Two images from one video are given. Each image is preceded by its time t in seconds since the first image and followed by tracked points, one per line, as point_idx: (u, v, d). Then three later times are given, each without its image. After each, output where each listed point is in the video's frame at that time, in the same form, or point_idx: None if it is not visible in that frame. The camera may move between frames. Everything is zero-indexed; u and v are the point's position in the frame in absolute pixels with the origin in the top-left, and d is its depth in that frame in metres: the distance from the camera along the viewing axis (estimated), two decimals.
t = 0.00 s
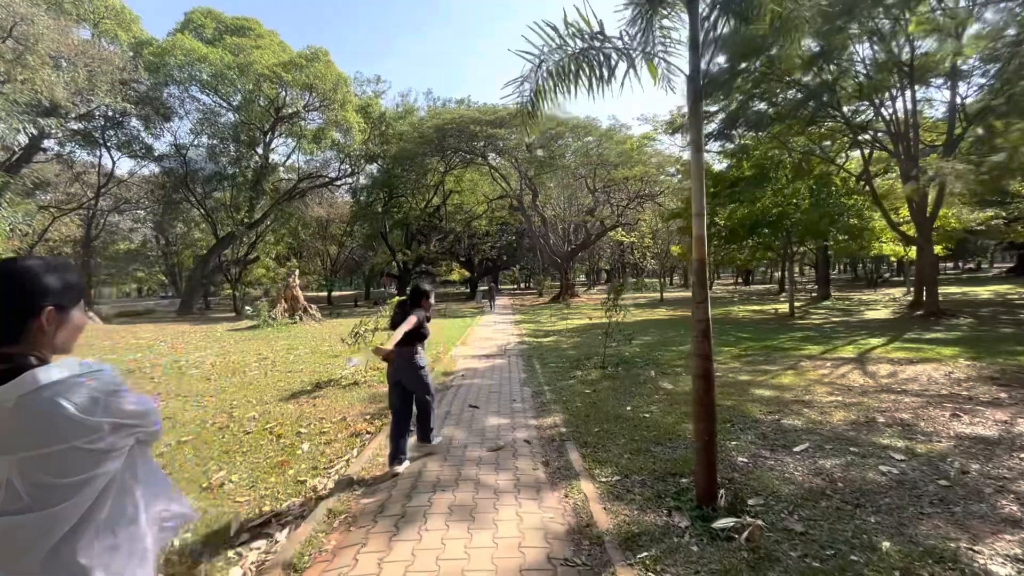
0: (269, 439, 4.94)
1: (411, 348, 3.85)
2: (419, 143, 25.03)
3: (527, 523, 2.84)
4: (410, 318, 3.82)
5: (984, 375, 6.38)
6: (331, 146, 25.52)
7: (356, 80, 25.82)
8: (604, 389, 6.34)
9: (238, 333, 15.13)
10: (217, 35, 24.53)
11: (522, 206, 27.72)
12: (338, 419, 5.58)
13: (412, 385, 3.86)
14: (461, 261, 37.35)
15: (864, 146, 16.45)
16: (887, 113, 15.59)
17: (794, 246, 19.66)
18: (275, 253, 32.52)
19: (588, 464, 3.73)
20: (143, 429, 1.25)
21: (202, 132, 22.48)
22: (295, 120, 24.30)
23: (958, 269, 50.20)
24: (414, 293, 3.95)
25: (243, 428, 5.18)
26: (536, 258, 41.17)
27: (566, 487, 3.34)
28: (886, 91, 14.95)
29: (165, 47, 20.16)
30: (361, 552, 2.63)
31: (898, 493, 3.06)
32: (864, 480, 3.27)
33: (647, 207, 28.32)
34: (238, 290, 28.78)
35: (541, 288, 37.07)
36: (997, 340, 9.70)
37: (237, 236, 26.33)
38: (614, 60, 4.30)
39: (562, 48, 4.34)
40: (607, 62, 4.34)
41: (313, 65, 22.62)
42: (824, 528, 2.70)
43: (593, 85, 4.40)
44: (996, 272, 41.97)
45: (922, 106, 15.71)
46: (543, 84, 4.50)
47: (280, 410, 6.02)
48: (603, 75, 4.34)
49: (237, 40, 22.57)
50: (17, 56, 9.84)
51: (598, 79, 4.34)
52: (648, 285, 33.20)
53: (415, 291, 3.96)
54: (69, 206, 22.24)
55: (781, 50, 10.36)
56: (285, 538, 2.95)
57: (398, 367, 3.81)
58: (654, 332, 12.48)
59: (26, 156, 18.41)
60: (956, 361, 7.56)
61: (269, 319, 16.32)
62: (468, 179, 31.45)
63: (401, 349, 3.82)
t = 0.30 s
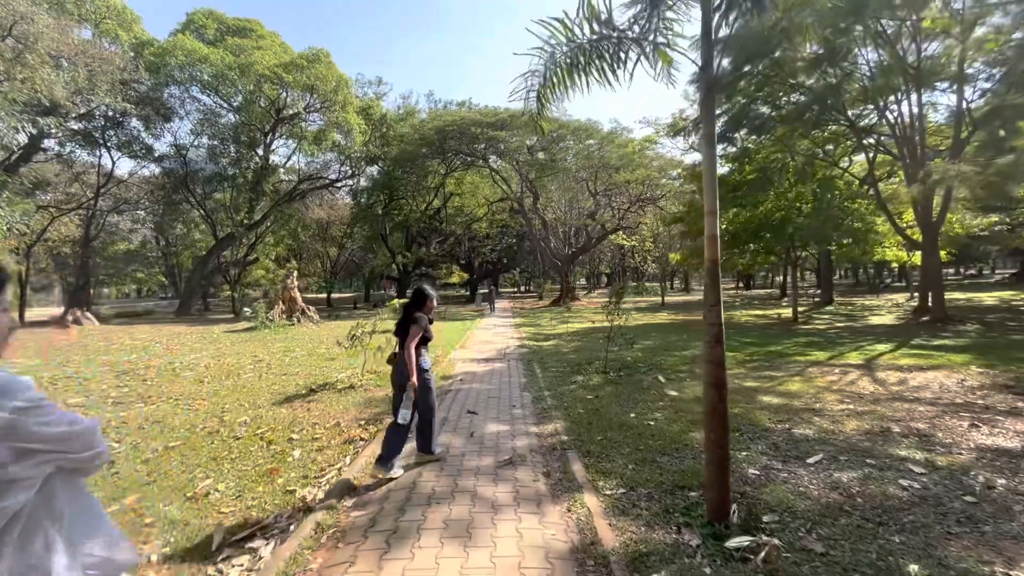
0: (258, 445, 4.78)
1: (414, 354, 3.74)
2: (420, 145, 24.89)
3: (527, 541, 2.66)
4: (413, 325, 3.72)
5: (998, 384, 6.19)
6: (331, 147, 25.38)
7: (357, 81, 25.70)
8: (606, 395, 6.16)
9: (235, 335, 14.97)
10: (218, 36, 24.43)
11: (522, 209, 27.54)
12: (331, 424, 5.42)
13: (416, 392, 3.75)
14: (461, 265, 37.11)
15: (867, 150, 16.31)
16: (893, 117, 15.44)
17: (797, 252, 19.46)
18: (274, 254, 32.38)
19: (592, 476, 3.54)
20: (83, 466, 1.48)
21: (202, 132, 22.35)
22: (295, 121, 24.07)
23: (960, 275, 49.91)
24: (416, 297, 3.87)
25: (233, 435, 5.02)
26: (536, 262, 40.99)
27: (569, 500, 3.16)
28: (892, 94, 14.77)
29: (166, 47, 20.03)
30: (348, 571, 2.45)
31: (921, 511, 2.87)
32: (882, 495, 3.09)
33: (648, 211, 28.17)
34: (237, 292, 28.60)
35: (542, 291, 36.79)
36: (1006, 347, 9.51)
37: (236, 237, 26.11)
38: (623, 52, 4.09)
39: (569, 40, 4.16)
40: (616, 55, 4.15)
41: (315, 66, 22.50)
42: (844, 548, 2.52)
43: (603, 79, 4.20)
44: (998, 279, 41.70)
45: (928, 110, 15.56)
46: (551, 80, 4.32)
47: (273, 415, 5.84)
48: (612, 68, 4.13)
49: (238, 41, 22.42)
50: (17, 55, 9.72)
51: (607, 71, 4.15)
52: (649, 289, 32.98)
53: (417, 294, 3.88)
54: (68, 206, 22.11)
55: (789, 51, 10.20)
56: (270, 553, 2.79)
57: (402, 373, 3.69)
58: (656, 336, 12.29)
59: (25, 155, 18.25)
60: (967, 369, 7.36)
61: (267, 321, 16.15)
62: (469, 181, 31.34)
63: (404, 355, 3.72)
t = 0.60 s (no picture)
0: (247, 454, 4.59)
1: (422, 356, 3.76)
2: (421, 147, 24.75)
3: (527, 566, 2.47)
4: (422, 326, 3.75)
5: (1013, 395, 6.00)
6: (332, 149, 25.24)
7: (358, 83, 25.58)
8: (608, 403, 5.98)
9: (232, 337, 14.77)
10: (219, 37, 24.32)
11: (523, 213, 27.37)
12: (324, 432, 5.23)
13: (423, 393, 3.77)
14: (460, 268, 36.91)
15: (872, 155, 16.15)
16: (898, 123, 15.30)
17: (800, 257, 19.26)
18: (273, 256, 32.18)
19: (595, 492, 3.35)
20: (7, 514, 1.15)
21: (202, 133, 22.20)
22: (296, 123, 23.91)
23: (961, 282, 49.61)
24: (418, 297, 3.85)
25: (221, 443, 4.84)
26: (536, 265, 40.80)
27: (571, 519, 2.98)
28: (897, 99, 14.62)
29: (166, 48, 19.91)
30: None
31: (948, 534, 2.69)
32: (903, 516, 2.90)
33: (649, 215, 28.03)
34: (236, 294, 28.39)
35: (542, 295, 36.55)
36: (1016, 356, 9.31)
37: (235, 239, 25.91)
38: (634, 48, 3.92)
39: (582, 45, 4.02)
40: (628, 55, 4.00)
41: (316, 68, 22.37)
42: None
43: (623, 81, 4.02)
44: (1000, 286, 41.46)
45: (932, 115, 15.43)
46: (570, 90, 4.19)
47: (264, 422, 5.65)
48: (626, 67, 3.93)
49: (238, 41, 22.26)
50: (15, 54, 9.56)
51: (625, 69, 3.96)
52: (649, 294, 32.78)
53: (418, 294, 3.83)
54: (67, 206, 21.92)
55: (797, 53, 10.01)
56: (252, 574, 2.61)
57: (412, 379, 3.72)
58: (658, 342, 12.09)
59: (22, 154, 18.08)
60: (978, 379, 7.17)
61: (264, 324, 15.94)
62: (469, 184, 31.19)
63: (413, 360, 3.74)
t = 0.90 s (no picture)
0: (233, 461, 4.41)
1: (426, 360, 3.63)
2: (420, 149, 24.61)
3: None
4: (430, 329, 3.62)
5: None
6: (331, 150, 25.08)
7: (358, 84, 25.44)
8: (607, 409, 5.81)
9: (226, 338, 14.57)
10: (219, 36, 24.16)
11: (523, 215, 27.21)
12: (315, 437, 5.05)
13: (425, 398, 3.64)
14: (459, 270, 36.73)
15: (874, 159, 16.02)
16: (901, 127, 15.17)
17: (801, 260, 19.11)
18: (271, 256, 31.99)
19: (596, 505, 3.18)
20: None
21: (200, 133, 22.04)
22: (295, 124, 23.75)
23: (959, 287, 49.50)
24: (422, 298, 3.70)
25: (207, 449, 4.66)
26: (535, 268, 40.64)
27: (571, 535, 2.81)
28: (900, 102, 14.50)
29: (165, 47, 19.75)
30: None
31: (971, 554, 2.54)
32: (924, 534, 2.74)
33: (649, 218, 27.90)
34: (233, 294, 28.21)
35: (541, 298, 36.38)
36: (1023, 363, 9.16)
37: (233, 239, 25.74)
38: (644, 45, 3.78)
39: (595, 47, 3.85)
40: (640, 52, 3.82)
41: (316, 68, 22.23)
42: None
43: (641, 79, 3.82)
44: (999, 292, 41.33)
45: (935, 119, 15.34)
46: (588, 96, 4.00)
47: (254, 426, 5.47)
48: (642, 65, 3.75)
49: (237, 41, 22.13)
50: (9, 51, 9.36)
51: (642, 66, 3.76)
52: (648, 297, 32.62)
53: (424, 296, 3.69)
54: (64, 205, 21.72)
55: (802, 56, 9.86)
56: None
57: (416, 384, 3.58)
58: (658, 346, 11.92)
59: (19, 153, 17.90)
60: (986, 386, 7.01)
61: (259, 325, 15.73)
62: (469, 186, 31.03)
63: (417, 364, 3.60)
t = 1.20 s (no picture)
0: (219, 469, 4.23)
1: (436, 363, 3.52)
2: (421, 150, 24.50)
3: None
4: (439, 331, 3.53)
5: None
6: (331, 152, 24.95)
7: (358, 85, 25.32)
8: (608, 416, 5.64)
9: (224, 340, 14.41)
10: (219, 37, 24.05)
11: (523, 217, 27.05)
12: (305, 444, 4.88)
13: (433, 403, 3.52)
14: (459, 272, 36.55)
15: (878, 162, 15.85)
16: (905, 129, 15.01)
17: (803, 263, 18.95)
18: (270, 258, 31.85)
19: (597, 521, 2.99)
20: None
21: (200, 133, 21.90)
22: (295, 125, 23.61)
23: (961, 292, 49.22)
24: (433, 300, 3.60)
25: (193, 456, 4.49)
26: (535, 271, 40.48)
27: (570, 555, 2.63)
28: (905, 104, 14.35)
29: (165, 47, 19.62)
30: None
31: None
32: (949, 555, 2.55)
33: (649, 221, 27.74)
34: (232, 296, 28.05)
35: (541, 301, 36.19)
36: None
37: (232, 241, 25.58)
38: (651, 32, 3.52)
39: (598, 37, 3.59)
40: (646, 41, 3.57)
41: (316, 69, 22.10)
42: None
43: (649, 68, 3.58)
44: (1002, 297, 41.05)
45: (939, 121, 15.18)
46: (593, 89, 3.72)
47: (243, 433, 5.30)
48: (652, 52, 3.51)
49: (238, 42, 22.02)
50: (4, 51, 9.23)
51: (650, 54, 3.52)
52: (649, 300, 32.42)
53: (435, 298, 3.61)
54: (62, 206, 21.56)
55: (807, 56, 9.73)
56: None
57: (425, 386, 3.48)
58: (659, 350, 11.74)
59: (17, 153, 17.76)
60: (997, 393, 6.81)
61: (257, 327, 15.58)
62: (469, 188, 30.90)
63: (426, 366, 3.51)
